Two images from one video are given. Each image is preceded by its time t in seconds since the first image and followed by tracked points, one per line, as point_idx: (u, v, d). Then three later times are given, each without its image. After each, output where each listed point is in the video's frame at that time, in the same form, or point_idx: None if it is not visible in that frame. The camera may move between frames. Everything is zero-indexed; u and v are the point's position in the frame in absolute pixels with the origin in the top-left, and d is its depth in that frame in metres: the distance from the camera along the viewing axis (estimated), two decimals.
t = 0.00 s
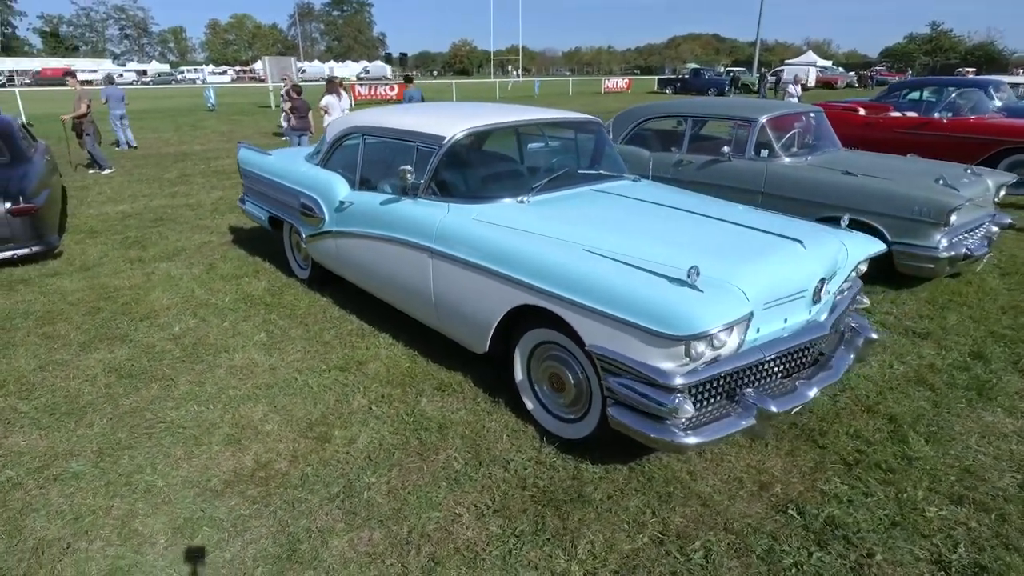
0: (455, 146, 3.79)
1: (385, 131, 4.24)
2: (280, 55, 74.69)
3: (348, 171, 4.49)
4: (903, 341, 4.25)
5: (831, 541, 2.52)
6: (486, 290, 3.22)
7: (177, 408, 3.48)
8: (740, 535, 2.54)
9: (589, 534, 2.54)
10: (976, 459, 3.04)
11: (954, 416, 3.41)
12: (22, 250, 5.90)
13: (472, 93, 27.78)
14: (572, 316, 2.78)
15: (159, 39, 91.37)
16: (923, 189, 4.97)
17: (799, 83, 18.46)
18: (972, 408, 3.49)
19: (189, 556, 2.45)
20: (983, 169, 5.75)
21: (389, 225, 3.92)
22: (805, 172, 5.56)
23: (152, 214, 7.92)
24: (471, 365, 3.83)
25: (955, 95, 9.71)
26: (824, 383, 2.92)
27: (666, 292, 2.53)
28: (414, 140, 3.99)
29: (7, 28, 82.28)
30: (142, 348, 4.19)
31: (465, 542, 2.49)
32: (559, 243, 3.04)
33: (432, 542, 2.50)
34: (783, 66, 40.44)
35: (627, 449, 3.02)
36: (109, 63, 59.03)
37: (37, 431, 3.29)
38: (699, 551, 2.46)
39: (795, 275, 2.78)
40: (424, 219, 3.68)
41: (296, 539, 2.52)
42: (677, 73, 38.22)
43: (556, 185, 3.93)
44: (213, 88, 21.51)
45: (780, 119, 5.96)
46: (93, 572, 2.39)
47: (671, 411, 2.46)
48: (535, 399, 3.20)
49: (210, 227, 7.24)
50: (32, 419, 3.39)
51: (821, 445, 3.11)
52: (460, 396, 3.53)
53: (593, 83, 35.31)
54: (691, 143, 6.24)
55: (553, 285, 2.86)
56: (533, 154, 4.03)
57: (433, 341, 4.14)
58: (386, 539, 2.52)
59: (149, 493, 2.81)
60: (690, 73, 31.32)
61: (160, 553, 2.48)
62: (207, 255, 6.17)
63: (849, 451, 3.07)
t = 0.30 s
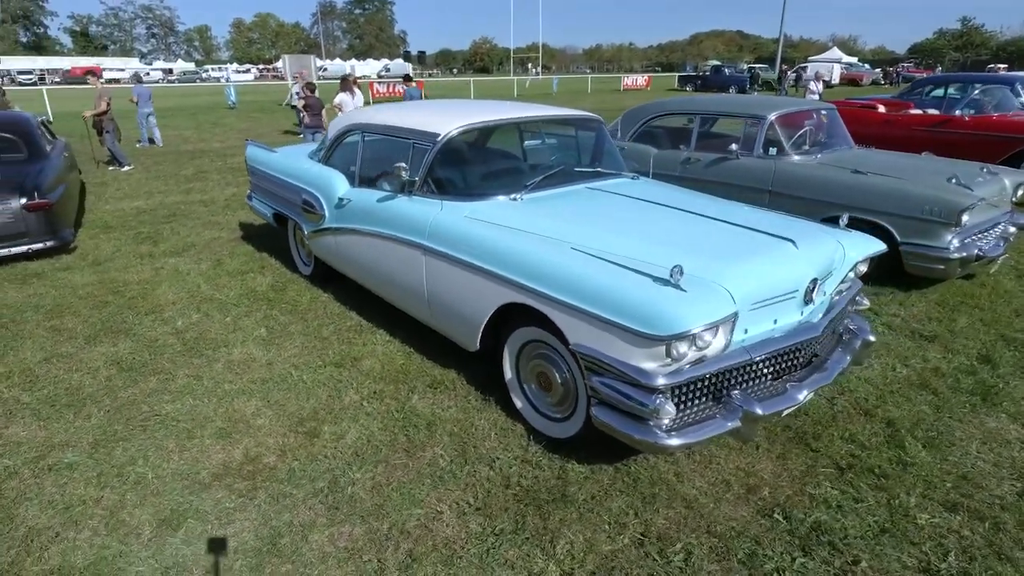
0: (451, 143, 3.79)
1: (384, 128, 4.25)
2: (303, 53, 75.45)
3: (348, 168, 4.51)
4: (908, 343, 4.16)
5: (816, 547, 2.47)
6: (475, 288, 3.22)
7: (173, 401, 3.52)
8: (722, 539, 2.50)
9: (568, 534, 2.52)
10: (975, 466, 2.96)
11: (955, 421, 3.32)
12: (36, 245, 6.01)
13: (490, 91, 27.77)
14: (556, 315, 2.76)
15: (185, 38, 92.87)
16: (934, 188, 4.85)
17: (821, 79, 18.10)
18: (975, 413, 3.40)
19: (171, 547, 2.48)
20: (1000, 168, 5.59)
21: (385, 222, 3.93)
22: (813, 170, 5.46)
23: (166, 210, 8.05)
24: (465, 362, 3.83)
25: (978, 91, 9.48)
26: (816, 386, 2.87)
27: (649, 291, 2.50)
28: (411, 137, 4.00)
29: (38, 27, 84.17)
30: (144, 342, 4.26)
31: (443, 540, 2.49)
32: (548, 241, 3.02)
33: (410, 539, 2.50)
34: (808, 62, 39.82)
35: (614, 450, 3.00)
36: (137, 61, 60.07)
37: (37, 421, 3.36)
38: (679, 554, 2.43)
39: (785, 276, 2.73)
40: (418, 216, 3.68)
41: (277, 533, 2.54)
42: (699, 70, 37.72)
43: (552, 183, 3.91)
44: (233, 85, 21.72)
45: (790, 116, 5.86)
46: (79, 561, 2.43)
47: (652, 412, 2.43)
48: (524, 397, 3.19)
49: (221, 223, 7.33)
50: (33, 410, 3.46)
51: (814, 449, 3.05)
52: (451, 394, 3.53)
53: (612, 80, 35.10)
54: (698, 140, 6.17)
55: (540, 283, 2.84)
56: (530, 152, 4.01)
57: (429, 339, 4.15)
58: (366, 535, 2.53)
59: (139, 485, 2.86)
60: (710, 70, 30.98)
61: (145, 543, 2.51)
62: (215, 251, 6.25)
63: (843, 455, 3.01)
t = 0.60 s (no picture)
0: (443, 140, 3.74)
1: (379, 126, 4.22)
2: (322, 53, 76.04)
3: (345, 166, 4.49)
4: (916, 348, 4.02)
5: (805, 559, 2.38)
6: (463, 288, 3.17)
7: (163, 399, 3.52)
8: (707, 548, 2.43)
9: (548, 540, 2.46)
10: (978, 476, 2.84)
11: (960, 429, 3.20)
12: (44, 241, 6.08)
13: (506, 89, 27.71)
14: (541, 316, 2.70)
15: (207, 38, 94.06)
16: (947, 187, 4.70)
17: (840, 77, 17.74)
18: (982, 421, 3.27)
19: (147, 546, 2.46)
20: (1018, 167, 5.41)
21: (378, 220, 3.90)
22: (822, 169, 5.33)
23: (175, 208, 8.11)
24: (457, 363, 3.78)
25: (1000, 87, 9.23)
26: (810, 392, 2.77)
27: (632, 293, 2.42)
28: (404, 135, 3.96)
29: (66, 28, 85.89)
30: (141, 339, 4.27)
31: (420, 544, 2.44)
32: (535, 240, 2.96)
33: (387, 543, 2.46)
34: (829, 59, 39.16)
35: (601, 454, 2.93)
36: (160, 61, 60.87)
37: (27, 418, 3.37)
38: (661, 564, 2.36)
39: (776, 277, 2.64)
40: (409, 215, 3.64)
41: (254, 534, 2.51)
42: (718, 68, 37.30)
43: (547, 181, 3.84)
44: (251, 84, 21.97)
45: (799, 114, 5.72)
46: (55, 559, 2.42)
47: (633, 417, 2.36)
48: (512, 399, 3.13)
49: (228, 221, 7.37)
50: (25, 406, 3.48)
51: (809, 456, 2.96)
52: (441, 394, 3.49)
53: (629, 79, 34.84)
54: (705, 139, 6.07)
55: (524, 284, 2.78)
56: (525, 149, 3.95)
57: (423, 338, 4.11)
58: (342, 538, 2.49)
59: (122, 482, 2.85)
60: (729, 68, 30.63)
61: (122, 542, 2.50)
62: (219, 249, 6.28)
63: (839, 463, 2.91)
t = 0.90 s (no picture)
0: (427, 141, 3.69)
1: (366, 126, 4.17)
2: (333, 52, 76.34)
3: (333, 167, 4.45)
4: (913, 355, 3.92)
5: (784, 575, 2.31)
6: (443, 292, 3.11)
7: (144, 402, 3.49)
8: (683, 563, 2.36)
9: (519, 553, 2.40)
10: (970, 490, 2.75)
11: (954, 440, 3.10)
12: (41, 241, 6.09)
13: (513, 89, 27.64)
14: (517, 322, 2.64)
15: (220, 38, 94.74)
16: (948, 189, 4.58)
17: (851, 76, 17.49)
18: (977, 432, 3.17)
19: (113, 555, 2.43)
20: None
21: (363, 222, 3.86)
22: (821, 170, 5.23)
23: (175, 208, 8.12)
24: (441, 368, 3.73)
25: (1010, 85, 9.06)
26: (795, 402, 2.69)
27: (607, 300, 2.36)
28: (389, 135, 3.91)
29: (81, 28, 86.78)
30: (128, 341, 4.25)
31: (388, 555, 2.39)
32: (514, 244, 2.90)
33: (355, 554, 2.41)
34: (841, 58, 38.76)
35: (581, 463, 2.86)
36: (173, 61, 61.40)
37: (8, 420, 3.36)
38: None
39: (758, 284, 2.56)
40: (393, 217, 3.59)
41: (222, 543, 2.47)
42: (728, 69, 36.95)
43: (534, 183, 3.78)
44: (259, 84, 22.06)
45: (799, 114, 5.62)
46: (20, 566, 2.39)
47: (606, 427, 2.30)
48: (492, 406, 3.07)
49: (226, 221, 7.37)
50: (6, 408, 3.46)
51: (795, 467, 2.87)
52: (424, 400, 3.43)
53: (638, 78, 34.66)
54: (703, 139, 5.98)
55: (500, 288, 2.72)
56: (513, 150, 3.88)
57: (409, 342, 4.06)
58: (311, 548, 2.44)
59: (95, 488, 2.82)
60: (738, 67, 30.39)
61: (88, 549, 2.47)
62: (214, 250, 6.26)
63: (826, 475, 2.83)
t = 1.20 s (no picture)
0: (413, 141, 3.66)
1: (356, 127, 4.15)
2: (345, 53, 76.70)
3: (324, 167, 4.43)
4: (909, 358, 3.84)
5: None
6: (425, 294, 3.08)
7: (130, 403, 3.49)
8: (659, 572, 2.31)
9: (493, 559, 2.36)
10: (960, 498, 2.68)
11: (947, 447, 3.02)
12: (41, 241, 6.13)
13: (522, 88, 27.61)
14: (494, 325, 2.60)
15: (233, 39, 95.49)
16: (949, 190, 4.49)
17: (861, 75, 17.29)
18: (972, 438, 3.09)
19: (86, 557, 2.42)
20: None
21: (350, 223, 3.84)
22: (820, 170, 5.14)
23: (177, 208, 8.16)
24: (428, 370, 3.70)
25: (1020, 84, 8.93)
26: (779, 407, 2.63)
27: (582, 303, 2.32)
28: (377, 136, 3.88)
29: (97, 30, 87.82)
30: (119, 341, 4.26)
31: (360, 561, 2.37)
32: (494, 246, 2.86)
33: (327, 558, 2.38)
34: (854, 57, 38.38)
35: (561, 468, 2.82)
36: (186, 62, 61.91)
37: None
38: None
39: (739, 287, 2.51)
40: (378, 218, 3.57)
41: (195, 547, 2.45)
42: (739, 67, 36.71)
43: (522, 183, 3.74)
44: (269, 84, 22.19)
45: (799, 113, 5.53)
46: None
47: (580, 433, 2.25)
48: (474, 409, 3.03)
49: (226, 221, 7.39)
50: None
51: (781, 473, 2.81)
52: (408, 402, 3.40)
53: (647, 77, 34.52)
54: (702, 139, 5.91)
55: (478, 290, 2.69)
56: (501, 150, 3.84)
57: (398, 343, 4.03)
58: (284, 552, 2.42)
59: (73, 489, 2.82)
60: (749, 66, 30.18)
61: (62, 551, 2.46)
62: (212, 250, 6.28)
63: (811, 482, 2.76)
